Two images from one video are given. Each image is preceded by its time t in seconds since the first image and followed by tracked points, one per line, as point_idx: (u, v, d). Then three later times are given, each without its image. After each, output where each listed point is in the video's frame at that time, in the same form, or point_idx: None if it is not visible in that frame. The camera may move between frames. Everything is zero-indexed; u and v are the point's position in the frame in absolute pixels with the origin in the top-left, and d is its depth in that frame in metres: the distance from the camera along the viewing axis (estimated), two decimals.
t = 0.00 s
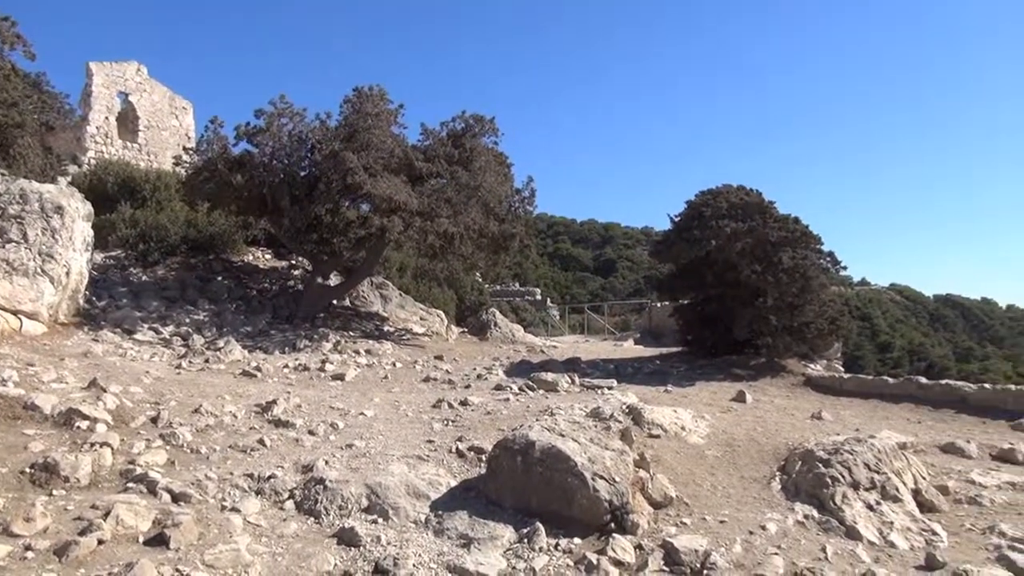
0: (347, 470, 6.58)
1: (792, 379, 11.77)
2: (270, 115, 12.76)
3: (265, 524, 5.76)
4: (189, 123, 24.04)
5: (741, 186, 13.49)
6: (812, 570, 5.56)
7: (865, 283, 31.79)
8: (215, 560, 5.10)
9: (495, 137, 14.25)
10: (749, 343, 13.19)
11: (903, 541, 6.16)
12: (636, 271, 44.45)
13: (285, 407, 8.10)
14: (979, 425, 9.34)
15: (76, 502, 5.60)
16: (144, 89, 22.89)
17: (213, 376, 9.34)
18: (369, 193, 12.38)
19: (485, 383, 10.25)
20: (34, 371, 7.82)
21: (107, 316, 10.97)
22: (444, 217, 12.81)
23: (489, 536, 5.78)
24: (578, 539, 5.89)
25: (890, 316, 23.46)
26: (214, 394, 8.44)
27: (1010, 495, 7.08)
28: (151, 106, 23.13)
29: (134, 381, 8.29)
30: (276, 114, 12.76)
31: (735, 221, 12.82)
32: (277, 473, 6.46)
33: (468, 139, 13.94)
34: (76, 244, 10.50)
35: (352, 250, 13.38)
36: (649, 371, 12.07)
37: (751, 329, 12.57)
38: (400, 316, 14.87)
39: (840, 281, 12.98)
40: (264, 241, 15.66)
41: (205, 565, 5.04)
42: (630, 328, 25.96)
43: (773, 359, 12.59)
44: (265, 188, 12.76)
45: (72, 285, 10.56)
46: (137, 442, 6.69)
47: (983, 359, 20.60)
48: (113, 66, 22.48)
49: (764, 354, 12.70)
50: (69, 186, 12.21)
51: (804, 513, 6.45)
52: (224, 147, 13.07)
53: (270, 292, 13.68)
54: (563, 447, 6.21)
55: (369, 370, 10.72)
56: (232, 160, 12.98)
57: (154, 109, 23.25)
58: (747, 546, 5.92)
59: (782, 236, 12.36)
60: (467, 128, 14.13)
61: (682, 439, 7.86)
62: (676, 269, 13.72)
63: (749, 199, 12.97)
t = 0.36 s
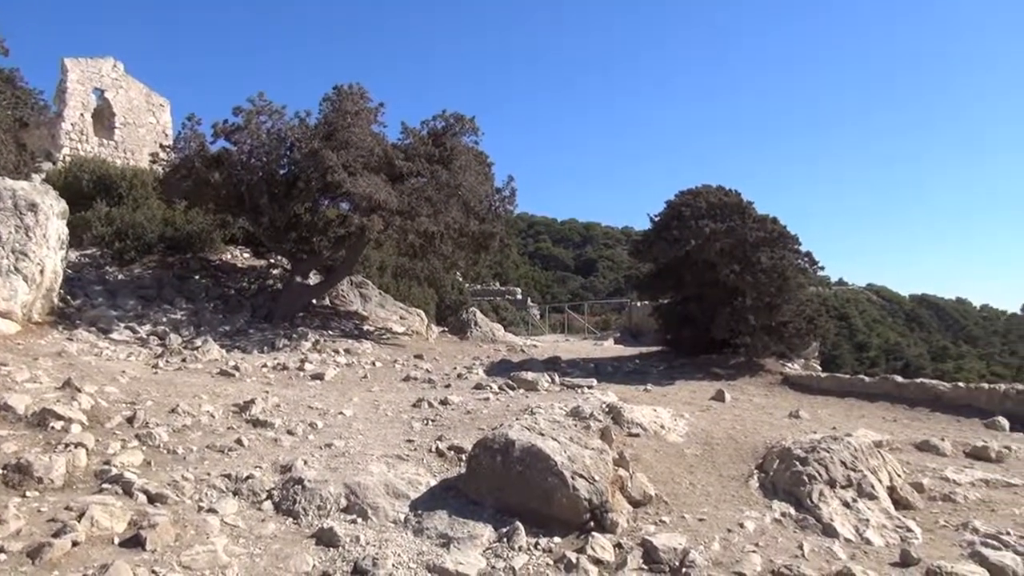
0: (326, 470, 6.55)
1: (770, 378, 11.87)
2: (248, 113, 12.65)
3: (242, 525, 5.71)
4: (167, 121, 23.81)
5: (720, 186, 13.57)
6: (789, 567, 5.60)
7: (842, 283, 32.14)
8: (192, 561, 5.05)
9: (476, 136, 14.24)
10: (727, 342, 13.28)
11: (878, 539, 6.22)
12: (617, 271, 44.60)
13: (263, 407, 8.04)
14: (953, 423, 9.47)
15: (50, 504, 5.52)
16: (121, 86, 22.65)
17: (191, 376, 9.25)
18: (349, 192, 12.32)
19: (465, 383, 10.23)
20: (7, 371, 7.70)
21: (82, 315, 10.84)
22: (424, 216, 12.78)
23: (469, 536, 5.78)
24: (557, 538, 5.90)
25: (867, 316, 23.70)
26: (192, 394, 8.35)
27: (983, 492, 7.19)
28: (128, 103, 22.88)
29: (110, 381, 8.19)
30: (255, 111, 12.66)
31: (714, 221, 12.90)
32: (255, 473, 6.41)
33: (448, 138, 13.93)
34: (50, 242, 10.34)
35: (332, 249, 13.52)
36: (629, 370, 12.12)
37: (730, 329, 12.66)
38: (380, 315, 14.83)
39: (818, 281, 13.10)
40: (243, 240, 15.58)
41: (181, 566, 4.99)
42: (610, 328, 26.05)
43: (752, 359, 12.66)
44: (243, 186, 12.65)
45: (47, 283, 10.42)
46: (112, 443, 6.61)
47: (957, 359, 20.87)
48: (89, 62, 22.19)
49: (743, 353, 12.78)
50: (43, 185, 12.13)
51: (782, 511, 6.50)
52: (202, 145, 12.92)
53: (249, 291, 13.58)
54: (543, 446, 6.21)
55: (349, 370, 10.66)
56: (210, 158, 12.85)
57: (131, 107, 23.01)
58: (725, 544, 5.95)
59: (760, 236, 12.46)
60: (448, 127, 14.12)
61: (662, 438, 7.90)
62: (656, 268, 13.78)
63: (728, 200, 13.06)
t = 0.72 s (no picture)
0: (310, 471, 6.52)
1: (753, 378, 11.94)
2: (231, 112, 12.58)
3: (225, 527, 5.67)
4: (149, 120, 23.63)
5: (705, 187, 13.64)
6: (772, 565, 5.62)
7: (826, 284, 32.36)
8: (174, 564, 5.00)
9: (461, 136, 14.24)
10: (712, 342, 13.35)
11: (860, 537, 6.27)
12: (602, 271, 44.69)
13: (247, 408, 7.99)
14: (934, 422, 9.56)
15: (30, 507, 5.45)
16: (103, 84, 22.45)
17: (173, 377, 9.17)
18: (334, 192, 12.27)
19: (450, 383, 10.22)
20: None
21: (63, 316, 10.73)
22: (409, 217, 12.72)
23: (454, 536, 5.77)
24: (542, 539, 5.91)
25: (849, 316, 23.87)
26: (174, 396, 8.29)
27: (963, 490, 7.27)
28: (109, 102, 22.69)
29: (91, 382, 8.11)
30: (238, 111, 12.59)
31: (698, 221, 12.95)
32: (238, 474, 6.37)
33: (433, 138, 13.93)
34: (30, 242, 10.21)
35: (316, 249, 13.41)
36: (614, 371, 12.15)
37: (715, 329, 12.70)
38: (364, 315, 14.79)
39: (801, 281, 13.19)
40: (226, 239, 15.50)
41: (164, 568, 4.95)
42: (595, 328, 26.12)
43: (735, 359, 12.67)
44: (227, 186, 12.57)
45: (26, 283, 10.30)
46: (93, 445, 6.54)
47: (938, 358, 21.08)
48: (69, 60, 21.99)
49: (726, 354, 12.78)
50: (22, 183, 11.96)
51: (765, 510, 6.54)
52: (185, 144, 12.82)
53: (232, 291, 13.49)
54: (528, 446, 6.21)
55: (333, 370, 10.62)
56: (193, 158, 12.75)
57: (113, 105, 22.82)
58: (709, 543, 5.98)
59: (744, 236, 12.53)
60: (433, 127, 14.10)
61: (646, 438, 7.92)
62: (641, 269, 13.82)
63: (712, 201, 13.12)
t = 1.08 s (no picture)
0: (297, 473, 6.49)
1: (740, 379, 11.99)
2: (218, 112, 12.51)
3: (212, 529, 5.64)
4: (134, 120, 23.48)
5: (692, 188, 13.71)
6: (759, 565, 5.64)
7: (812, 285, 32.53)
8: (160, 567, 4.97)
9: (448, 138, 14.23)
10: (699, 343, 13.38)
11: (847, 536, 6.30)
12: (590, 272, 44.77)
13: (233, 410, 7.94)
14: (919, 422, 9.63)
15: (14, 510, 5.40)
16: (87, 84, 22.29)
17: (159, 379, 9.11)
18: (321, 193, 12.21)
19: (438, 384, 10.20)
20: None
21: (47, 317, 10.64)
22: (396, 218, 12.67)
23: (442, 538, 5.76)
24: (530, 540, 5.90)
25: (835, 317, 24.02)
26: (160, 397, 8.24)
27: (948, 489, 7.33)
28: (94, 102, 22.52)
29: (75, 384, 8.04)
30: (224, 111, 12.52)
31: (686, 222, 12.99)
32: (224, 476, 6.34)
33: (421, 140, 13.92)
34: (14, 243, 10.10)
35: (303, 250, 13.41)
36: (602, 371, 12.17)
37: (702, 329, 12.76)
38: (352, 317, 14.76)
39: (788, 282, 13.26)
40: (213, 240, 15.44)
41: (149, 571, 4.91)
42: (583, 329, 26.16)
43: (723, 359, 12.76)
44: (213, 187, 12.52)
45: (9, 285, 10.19)
46: (78, 448, 6.49)
47: (923, 359, 21.25)
48: (54, 60, 21.81)
49: (714, 354, 12.90)
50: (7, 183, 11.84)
51: (752, 510, 6.56)
52: (171, 144, 12.72)
53: (218, 293, 13.42)
54: (516, 447, 6.20)
55: (320, 372, 10.58)
56: (179, 158, 12.66)
57: (98, 105, 22.66)
58: (697, 543, 5.99)
59: (731, 237, 12.59)
60: (420, 128, 14.09)
61: (634, 438, 7.93)
62: (629, 270, 13.85)
63: (699, 202, 13.17)
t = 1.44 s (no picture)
0: (288, 475, 6.47)
1: (730, 379, 12.03)
2: (207, 114, 12.45)
3: (201, 533, 5.62)
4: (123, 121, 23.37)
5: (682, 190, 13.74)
6: (749, 565, 5.66)
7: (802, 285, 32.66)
8: (149, 571, 4.94)
9: (439, 139, 14.22)
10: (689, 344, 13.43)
11: (836, 536, 6.33)
12: (581, 273, 44.82)
13: (223, 413, 7.91)
14: (908, 422, 9.69)
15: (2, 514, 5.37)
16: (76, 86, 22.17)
17: (149, 382, 9.07)
18: (311, 195, 12.18)
19: (429, 386, 10.19)
20: None
21: (35, 320, 10.57)
22: (387, 219, 12.66)
23: (433, 540, 5.75)
24: (521, 541, 5.90)
25: (825, 318, 24.13)
26: (149, 400, 8.20)
27: (936, 489, 7.37)
28: (82, 103, 22.41)
29: (64, 387, 7.99)
30: (214, 113, 12.47)
31: (676, 224, 13.03)
32: (214, 480, 6.31)
33: (412, 141, 13.89)
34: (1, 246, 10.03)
35: (293, 252, 13.35)
36: (592, 373, 12.18)
37: (692, 330, 12.86)
38: (342, 319, 14.73)
39: (778, 283, 13.32)
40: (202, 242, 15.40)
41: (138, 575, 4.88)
42: (574, 330, 26.19)
43: (713, 359, 12.90)
44: (203, 188, 12.52)
45: None
46: (67, 451, 6.45)
47: (912, 359, 21.36)
48: (42, 61, 21.69)
49: (705, 354, 13.03)
50: None
51: (743, 510, 6.58)
52: (160, 146, 12.65)
53: (208, 295, 13.37)
54: (507, 449, 6.19)
55: (311, 374, 10.55)
56: (168, 160, 12.60)
57: (86, 107, 22.54)
58: (688, 544, 6.00)
59: (720, 238, 12.57)
60: (411, 129, 14.08)
61: (625, 439, 7.94)
62: (620, 271, 13.89)
63: (690, 203, 13.21)
